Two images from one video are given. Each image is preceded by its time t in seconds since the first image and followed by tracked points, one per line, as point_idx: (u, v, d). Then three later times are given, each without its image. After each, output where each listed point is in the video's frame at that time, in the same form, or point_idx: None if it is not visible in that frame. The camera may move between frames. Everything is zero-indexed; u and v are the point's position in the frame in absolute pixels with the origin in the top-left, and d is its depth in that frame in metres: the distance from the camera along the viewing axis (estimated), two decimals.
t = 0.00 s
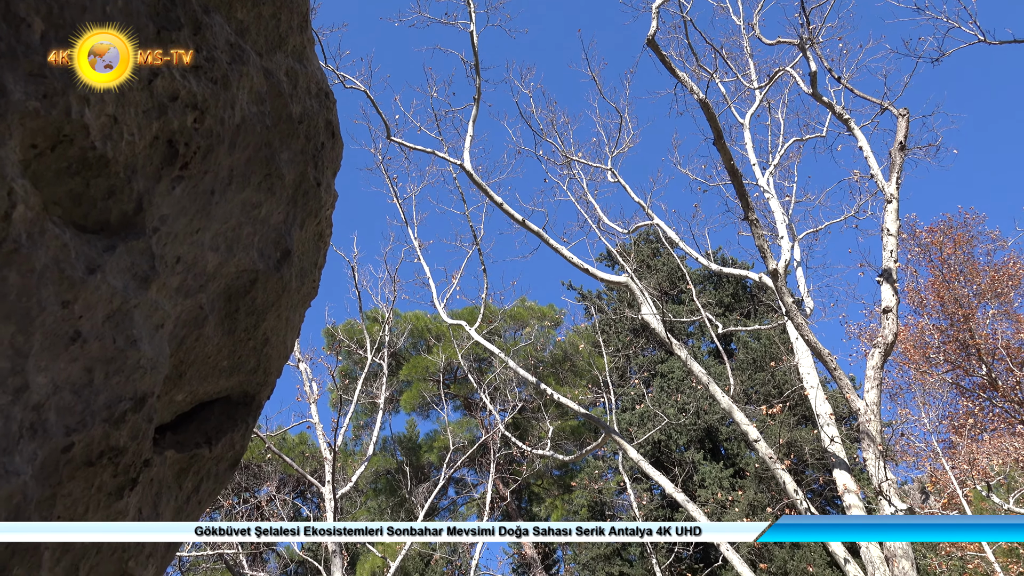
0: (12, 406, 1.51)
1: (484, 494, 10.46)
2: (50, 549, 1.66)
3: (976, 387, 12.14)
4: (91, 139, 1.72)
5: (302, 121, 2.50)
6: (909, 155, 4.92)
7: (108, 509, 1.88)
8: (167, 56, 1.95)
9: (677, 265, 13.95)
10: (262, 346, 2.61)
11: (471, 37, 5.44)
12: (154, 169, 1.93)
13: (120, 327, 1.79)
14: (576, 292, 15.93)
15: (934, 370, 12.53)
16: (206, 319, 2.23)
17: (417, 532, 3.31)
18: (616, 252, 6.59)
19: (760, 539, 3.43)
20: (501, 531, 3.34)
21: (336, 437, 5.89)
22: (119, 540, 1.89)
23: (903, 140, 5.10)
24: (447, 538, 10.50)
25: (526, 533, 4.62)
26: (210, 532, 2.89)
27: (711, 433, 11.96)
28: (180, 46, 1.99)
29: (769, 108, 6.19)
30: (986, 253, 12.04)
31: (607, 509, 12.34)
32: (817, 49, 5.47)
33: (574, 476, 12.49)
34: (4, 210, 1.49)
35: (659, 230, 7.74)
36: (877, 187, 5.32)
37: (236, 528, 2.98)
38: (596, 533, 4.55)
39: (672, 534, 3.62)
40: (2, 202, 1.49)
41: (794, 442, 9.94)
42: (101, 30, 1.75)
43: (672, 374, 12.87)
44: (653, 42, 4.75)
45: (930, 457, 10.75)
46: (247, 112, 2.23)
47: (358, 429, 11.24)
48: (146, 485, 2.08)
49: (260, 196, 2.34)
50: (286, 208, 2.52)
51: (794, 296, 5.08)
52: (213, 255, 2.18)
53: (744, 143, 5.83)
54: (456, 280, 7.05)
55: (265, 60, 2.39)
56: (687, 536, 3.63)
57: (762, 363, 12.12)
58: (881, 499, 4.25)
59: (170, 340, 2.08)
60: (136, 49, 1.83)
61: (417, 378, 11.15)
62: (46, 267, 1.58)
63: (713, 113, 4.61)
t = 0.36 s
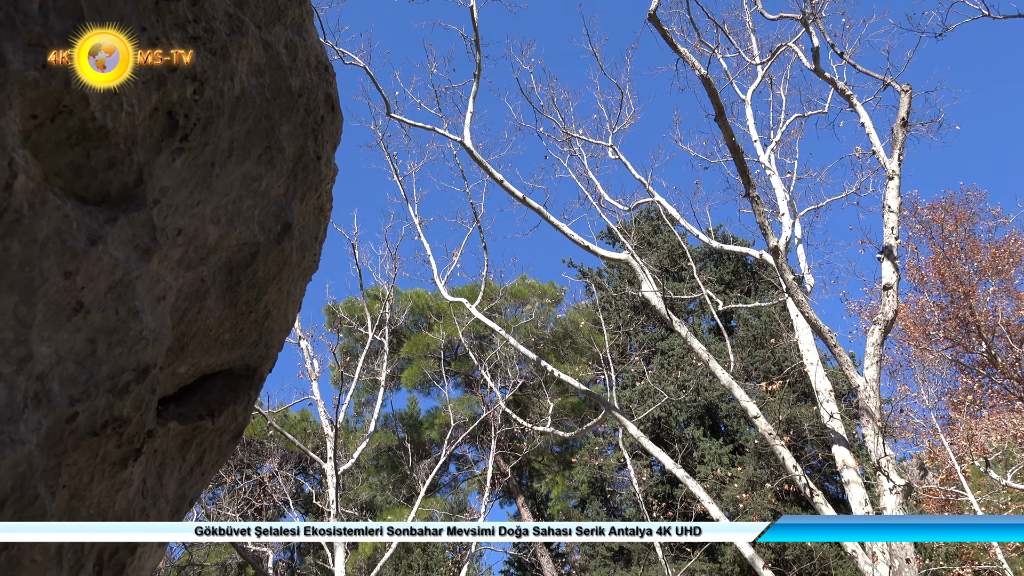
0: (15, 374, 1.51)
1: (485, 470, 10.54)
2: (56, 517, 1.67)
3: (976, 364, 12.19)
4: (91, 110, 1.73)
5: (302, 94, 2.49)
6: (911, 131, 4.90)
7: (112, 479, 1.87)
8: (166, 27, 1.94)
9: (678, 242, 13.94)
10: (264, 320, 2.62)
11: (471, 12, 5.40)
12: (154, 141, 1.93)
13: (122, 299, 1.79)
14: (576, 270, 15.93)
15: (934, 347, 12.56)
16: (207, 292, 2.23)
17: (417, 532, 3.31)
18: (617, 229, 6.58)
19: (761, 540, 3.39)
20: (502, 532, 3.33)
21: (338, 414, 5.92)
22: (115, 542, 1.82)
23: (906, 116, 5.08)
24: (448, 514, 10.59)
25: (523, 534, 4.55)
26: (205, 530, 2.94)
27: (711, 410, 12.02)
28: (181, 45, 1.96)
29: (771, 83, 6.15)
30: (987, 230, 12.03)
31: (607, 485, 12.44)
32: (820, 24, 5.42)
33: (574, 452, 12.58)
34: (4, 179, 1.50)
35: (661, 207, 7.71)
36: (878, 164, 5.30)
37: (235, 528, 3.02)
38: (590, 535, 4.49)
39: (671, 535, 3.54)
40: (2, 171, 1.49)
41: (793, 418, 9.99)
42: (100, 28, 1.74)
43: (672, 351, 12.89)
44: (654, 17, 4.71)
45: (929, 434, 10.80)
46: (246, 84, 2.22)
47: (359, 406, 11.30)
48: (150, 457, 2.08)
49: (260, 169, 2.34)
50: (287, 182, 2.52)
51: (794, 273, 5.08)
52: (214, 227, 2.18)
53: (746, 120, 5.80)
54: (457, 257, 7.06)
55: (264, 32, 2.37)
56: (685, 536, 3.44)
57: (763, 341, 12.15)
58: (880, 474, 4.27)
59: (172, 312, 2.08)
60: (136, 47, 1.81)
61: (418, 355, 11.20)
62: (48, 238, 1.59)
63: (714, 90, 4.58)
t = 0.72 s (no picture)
0: (21, 342, 1.52)
1: (486, 444, 10.61)
2: (64, 484, 1.69)
3: (976, 338, 12.23)
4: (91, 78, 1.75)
5: (301, 64, 2.48)
6: (914, 104, 4.87)
7: (118, 446, 1.88)
8: None
9: (679, 217, 13.92)
10: (266, 290, 2.62)
11: None
12: (154, 109, 1.93)
13: (125, 266, 1.80)
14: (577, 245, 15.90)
15: (935, 321, 12.58)
16: (209, 261, 2.23)
17: (417, 531, 3.38)
18: (618, 204, 6.56)
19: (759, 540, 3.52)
20: (502, 532, 3.39)
21: (340, 390, 5.94)
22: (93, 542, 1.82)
23: (909, 90, 5.04)
24: (450, 488, 10.67)
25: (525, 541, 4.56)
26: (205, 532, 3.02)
27: (712, 384, 12.06)
28: (182, 43, 1.97)
29: (774, 56, 6.10)
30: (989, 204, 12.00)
31: (608, 460, 12.52)
32: None
33: (575, 427, 12.65)
34: (6, 146, 1.50)
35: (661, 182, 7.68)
36: (881, 137, 5.27)
37: (235, 527, 3.08)
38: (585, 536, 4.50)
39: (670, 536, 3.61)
40: (3, 138, 1.49)
41: (793, 393, 10.03)
42: (100, 28, 1.71)
43: (673, 326, 12.90)
44: None
45: (928, 407, 10.84)
46: (245, 53, 2.21)
47: (361, 382, 11.35)
48: (155, 425, 2.10)
49: (260, 138, 2.33)
50: (287, 152, 2.51)
51: (796, 248, 5.07)
52: (216, 197, 2.17)
53: (748, 93, 5.76)
54: (457, 232, 7.05)
55: None
56: (687, 536, 3.53)
57: (763, 315, 12.16)
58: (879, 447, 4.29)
59: (175, 282, 2.08)
60: (136, 47, 1.82)
61: (419, 331, 11.24)
62: (50, 205, 1.59)
63: (716, 62, 4.55)
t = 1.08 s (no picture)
0: (20, 309, 1.52)
1: (486, 420, 10.67)
2: (64, 451, 1.70)
3: (976, 315, 12.27)
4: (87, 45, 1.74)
5: (299, 34, 2.46)
6: (916, 79, 4.84)
7: (119, 415, 1.89)
8: None
9: (679, 194, 13.89)
10: (265, 262, 2.61)
11: None
12: (151, 78, 1.93)
13: (124, 236, 1.80)
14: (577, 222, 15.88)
15: (934, 297, 12.60)
16: (208, 232, 2.22)
17: (417, 532, 3.48)
18: (618, 180, 6.54)
19: (759, 540, 3.50)
20: (502, 532, 3.47)
21: (339, 366, 5.96)
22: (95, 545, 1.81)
23: (911, 64, 5.01)
24: (450, 463, 10.73)
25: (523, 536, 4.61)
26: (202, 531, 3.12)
27: (711, 360, 12.10)
28: (182, 44, 1.99)
29: (775, 31, 6.05)
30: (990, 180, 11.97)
31: (607, 436, 12.59)
32: None
33: (574, 403, 12.71)
34: (3, 113, 1.49)
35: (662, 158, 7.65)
36: (882, 113, 5.25)
37: (235, 528, 3.18)
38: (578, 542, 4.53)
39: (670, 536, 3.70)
40: (1, 106, 1.49)
41: (791, 369, 10.06)
42: (99, 30, 1.76)
43: (673, 303, 12.91)
44: None
45: (926, 384, 10.89)
46: (242, 23, 2.20)
47: (361, 358, 11.39)
48: (156, 395, 2.11)
49: (258, 108, 2.32)
50: (284, 123, 2.50)
51: (796, 224, 5.06)
52: (214, 167, 2.17)
53: (749, 68, 5.72)
54: (457, 209, 7.04)
55: None
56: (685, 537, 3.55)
57: (763, 292, 12.17)
58: (876, 423, 4.31)
59: (174, 252, 2.08)
60: (135, 48, 1.85)
61: (419, 307, 11.25)
62: (48, 173, 1.59)
63: (717, 36, 4.52)
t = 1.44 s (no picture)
0: (20, 277, 1.53)
1: (484, 396, 10.72)
2: (66, 417, 1.71)
3: (973, 293, 12.31)
4: (83, 12, 1.74)
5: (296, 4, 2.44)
6: (917, 55, 4.81)
7: (119, 382, 1.90)
8: None
9: (678, 171, 13.85)
10: (263, 233, 2.61)
11: None
12: (147, 46, 1.92)
13: (122, 204, 1.80)
14: (576, 198, 15.85)
15: (932, 275, 12.62)
16: (206, 202, 2.22)
17: (417, 532, 3.54)
18: (618, 157, 6.51)
19: (759, 540, 3.50)
20: (502, 531, 3.51)
21: (338, 341, 5.98)
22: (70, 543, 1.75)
23: (912, 40, 4.98)
24: (448, 438, 10.80)
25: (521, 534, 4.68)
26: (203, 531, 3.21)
27: (709, 337, 12.13)
28: (181, 46, 2.00)
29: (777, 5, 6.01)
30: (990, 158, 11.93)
31: (604, 412, 12.66)
32: None
33: (572, 379, 12.76)
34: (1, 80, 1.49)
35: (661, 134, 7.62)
36: (883, 90, 5.23)
37: (235, 528, 3.26)
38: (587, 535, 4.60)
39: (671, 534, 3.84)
40: None
41: (788, 345, 10.10)
42: (100, 28, 1.79)
43: (671, 280, 12.91)
44: None
45: (923, 361, 10.93)
46: None
47: (360, 334, 11.41)
48: (155, 363, 2.11)
49: (256, 78, 2.31)
50: (283, 93, 2.49)
51: (795, 201, 5.05)
52: (212, 137, 2.16)
53: (749, 44, 5.68)
54: (455, 184, 7.03)
55: None
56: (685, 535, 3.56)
57: (761, 269, 12.18)
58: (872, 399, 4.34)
59: (173, 221, 2.07)
60: (136, 48, 1.86)
61: (417, 283, 11.25)
62: (46, 140, 1.59)
63: (718, 11, 4.49)
